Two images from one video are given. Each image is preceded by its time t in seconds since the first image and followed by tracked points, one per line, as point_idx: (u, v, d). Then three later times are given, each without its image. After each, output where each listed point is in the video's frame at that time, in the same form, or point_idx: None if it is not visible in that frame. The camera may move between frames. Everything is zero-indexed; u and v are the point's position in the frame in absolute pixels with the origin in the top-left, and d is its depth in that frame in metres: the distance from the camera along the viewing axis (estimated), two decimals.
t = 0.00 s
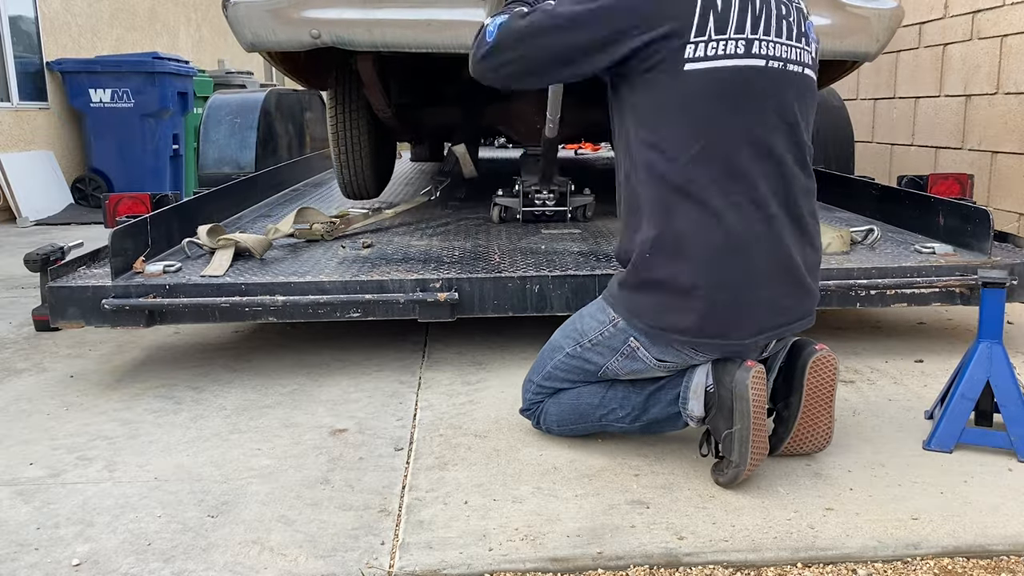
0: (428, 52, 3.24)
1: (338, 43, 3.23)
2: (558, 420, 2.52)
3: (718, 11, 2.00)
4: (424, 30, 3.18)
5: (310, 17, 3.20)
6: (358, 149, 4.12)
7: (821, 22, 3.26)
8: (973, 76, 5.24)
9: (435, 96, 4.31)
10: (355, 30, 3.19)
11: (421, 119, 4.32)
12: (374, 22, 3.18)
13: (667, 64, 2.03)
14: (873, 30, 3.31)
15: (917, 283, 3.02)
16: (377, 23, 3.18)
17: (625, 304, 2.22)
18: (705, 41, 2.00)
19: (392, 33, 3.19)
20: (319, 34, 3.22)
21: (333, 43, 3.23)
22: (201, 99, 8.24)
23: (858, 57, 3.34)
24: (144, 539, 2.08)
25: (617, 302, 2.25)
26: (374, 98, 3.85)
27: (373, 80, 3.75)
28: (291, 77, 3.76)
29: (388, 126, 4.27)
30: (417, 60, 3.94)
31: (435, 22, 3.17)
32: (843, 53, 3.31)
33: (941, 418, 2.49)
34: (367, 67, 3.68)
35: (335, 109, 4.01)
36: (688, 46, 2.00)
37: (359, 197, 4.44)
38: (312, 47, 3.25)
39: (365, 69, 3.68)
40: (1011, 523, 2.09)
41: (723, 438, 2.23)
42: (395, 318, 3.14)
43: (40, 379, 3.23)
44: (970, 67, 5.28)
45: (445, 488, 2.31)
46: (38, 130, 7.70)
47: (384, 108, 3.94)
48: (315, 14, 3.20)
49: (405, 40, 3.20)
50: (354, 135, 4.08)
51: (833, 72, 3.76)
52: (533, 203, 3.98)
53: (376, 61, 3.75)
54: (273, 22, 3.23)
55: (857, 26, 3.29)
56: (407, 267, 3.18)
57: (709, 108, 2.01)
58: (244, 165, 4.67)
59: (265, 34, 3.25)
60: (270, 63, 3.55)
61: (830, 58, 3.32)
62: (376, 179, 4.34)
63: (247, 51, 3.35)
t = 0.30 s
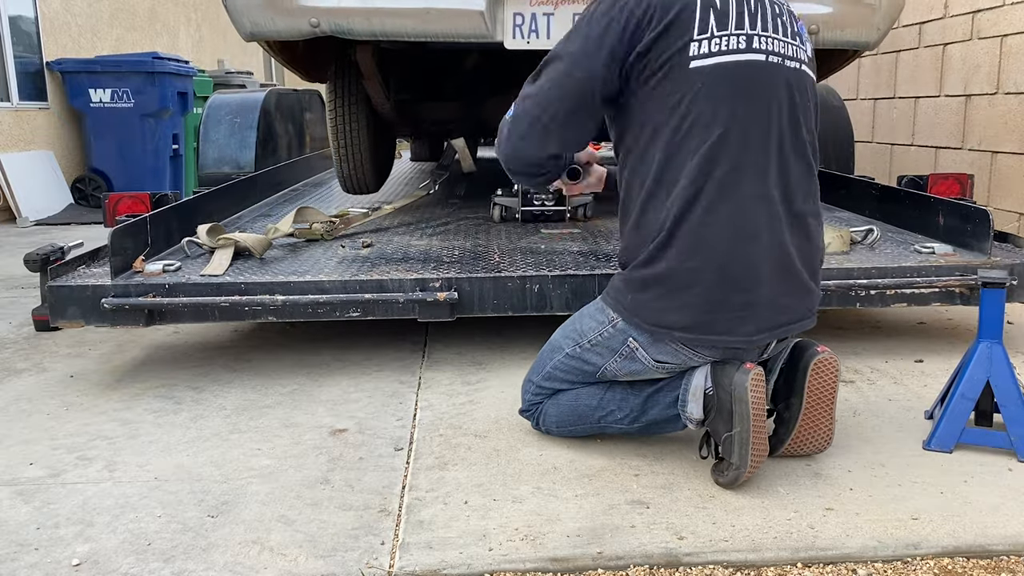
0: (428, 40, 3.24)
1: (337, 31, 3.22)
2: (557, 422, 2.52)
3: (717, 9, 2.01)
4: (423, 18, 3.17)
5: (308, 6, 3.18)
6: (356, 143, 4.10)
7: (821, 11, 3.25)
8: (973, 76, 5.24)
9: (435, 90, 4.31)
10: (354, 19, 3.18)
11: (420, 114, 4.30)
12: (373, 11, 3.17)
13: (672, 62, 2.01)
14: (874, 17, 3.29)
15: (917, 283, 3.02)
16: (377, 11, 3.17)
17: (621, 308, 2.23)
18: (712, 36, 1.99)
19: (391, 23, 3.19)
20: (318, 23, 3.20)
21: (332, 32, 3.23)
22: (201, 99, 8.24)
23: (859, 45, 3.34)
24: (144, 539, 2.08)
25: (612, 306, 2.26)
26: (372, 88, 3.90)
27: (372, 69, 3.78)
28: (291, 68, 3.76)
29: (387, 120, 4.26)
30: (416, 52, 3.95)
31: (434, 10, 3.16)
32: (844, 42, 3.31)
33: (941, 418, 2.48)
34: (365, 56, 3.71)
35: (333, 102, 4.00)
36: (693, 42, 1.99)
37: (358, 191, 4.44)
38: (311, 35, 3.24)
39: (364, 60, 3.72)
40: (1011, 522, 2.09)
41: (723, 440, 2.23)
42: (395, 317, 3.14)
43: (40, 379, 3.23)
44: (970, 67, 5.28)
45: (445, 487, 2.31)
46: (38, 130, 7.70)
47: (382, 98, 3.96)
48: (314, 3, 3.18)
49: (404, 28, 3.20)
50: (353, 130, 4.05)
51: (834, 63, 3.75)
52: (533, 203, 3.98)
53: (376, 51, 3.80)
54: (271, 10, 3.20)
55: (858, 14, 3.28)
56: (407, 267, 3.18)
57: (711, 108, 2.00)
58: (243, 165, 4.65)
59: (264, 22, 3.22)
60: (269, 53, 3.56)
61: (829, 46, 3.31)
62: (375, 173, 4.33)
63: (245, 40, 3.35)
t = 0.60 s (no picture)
0: (428, 35, 3.24)
1: (338, 26, 3.22)
2: (562, 415, 2.52)
3: None
4: (422, 13, 3.17)
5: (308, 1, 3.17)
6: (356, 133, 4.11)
7: (821, 5, 3.25)
8: (973, 76, 5.24)
9: (436, 87, 4.28)
10: (354, 14, 3.18)
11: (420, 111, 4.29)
12: (373, 5, 3.16)
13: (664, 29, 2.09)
14: (873, 12, 3.29)
15: (917, 283, 3.02)
16: (377, 7, 3.16)
17: (631, 291, 2.23)
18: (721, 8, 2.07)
19: (391, 18, 3.19)
20: (317, 18, 3.20)
21: (332, 27, 3.22)
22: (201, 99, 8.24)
23: (859, 40, 3.33)
24: (144, 539, 2.08)
25: (622, 290, 2.26)
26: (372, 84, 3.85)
27: (372, 67, 3.73)
28: (291, 66, 3.73)
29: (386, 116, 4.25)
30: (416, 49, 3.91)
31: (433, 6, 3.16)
32: (843, 37, 3.31)
33: (941, 417, 2.49)
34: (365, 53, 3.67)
35: (332, 100, 4.02)
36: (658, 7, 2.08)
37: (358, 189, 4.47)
38: (311, 30, 3.24)
39: (364, 57, 3.66)
40: (1011, 523, 2.09)
41: (726, 434, 2.23)
42: (394, 317, 3.14)
43: (41, 379, 3.23)
44: (970, 67, 5.28)
45: (445, 488, 2.31)
46: (38, 130, 7.70)
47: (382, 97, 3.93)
48: None
49: (404, 24, 3.19)
50: (353, 128, 4.08)
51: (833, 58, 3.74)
52: (533, 203, 3.98)
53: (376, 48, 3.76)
54: (272, 6, 3.19)
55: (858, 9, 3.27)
56: (407, 267, 3.18)
57: (698, 72, 2.05)
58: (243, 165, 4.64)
59: (264, 17, 3.22)
60: (269, 49, 3.48)
61: (829, 40, 3.31)
62: (374, 171, 4.35)
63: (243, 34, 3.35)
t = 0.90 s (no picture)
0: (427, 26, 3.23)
1: (338, 17, 3.21)
2: (563, 416, 2.52)
3: None
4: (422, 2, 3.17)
5: None
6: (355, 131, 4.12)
7: None
8: (973, 76, 5.24)
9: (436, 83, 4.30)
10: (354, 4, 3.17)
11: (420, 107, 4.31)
12: None
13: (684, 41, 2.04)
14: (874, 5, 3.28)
15: (917, 283, 3.02)
16: None
17: (631, 296, 2.22)
18: (744, 12, 2.02)
19: (391, 9, 3.18)
20: (317, 8, 3.19)
21: (331, 18, 3.22)
22: (201, 99, 8.24)
23: (859, 32, 3.32)
24: (144, 539, 2.08)
25: (622, 295, 2.24)
26: (372, 77, 3.87)
27: (372, 59, 3.76)
28: (292, 62, 3.76)
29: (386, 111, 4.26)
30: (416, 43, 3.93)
31: None
32: (843, 29, 3.31)
33: (941, 417, 2.49)
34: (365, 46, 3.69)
35: (333, 94, 4.04)
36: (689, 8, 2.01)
37: (357, 185, 4.47)
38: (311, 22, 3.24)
39: (365, 48, 3.69)
40: (1011, 523, 2.09)
41: (726, 436, 2.23)
42: (395, 317, 3.14)
43: (41, 379, 3.23)
44: (970, 67, 5.28)
45: (445, 487, 2.31)
46: (38, 130, 7.70)
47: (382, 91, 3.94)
48: None
49: (404, 15, 3.19)
50: (353, 124, 4.10)
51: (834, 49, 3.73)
52: (533, 203, 3.97)
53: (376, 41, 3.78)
54: None
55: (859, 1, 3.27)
56: (407, 267, 3.18)
57: (719, 86, 2.02)
58: (243, 165, 4.63)
59: (264, 8, 3.23)
60: (268, 40, 3.51)
61: (829, 32, 3.31)
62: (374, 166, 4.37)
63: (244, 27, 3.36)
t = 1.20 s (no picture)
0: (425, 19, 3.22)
1: (336, 10, 3.18)
2: (565, 417, 2.52)
3: None
4: None
5: None
6: (354, 128, 4.14)
7: None
8: (973, 76, 5.24)
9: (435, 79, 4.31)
10: None
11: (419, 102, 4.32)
12: None
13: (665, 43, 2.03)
14: None
15: (916, 283, 3.02)
16: None
17: (635, 297, 2.22)
18: (711, 14, 2.04)
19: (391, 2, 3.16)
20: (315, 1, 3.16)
21: (329, 11, 3.19)
22: (201, 100, 8.24)
23: (859, 24, 3.33)
24: (144, 539, 2.08)
25: (626, 296, 2.25)
26: (371, 72, 3.87)
27: (372, 54, 3.76)
28: (292, 58, 3.75)
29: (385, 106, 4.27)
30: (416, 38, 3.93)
31: None
32: (843, 21, 3.30)
33: (941, 418, 2.49)
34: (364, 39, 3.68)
35: (333, 90, 4.06)
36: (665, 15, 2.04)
37: (357, 181, 4.48)
38: (309, 14, 3.20)
39: (362, 42, 3.67)
40: (1011, 523, 2.09)
41: (728, 435, 2.23)
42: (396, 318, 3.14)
43: (40, 379, 3.23)
44: (970, 67, 5.28)
45: (445, 487, 2.31)
46: (38, 130, 7.70)
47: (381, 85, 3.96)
48: None
49: (403, 8, 3.17)
50: (351, 119, 4.11)
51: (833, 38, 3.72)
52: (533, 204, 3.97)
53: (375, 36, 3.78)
54: None
55: None
56: (407, 268, 3.18)
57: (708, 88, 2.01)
58: (244, 165, 4.62)
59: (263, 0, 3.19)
60: (267, 34, 3.44)
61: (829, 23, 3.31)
62: (374, 161, 4.38)
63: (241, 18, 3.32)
